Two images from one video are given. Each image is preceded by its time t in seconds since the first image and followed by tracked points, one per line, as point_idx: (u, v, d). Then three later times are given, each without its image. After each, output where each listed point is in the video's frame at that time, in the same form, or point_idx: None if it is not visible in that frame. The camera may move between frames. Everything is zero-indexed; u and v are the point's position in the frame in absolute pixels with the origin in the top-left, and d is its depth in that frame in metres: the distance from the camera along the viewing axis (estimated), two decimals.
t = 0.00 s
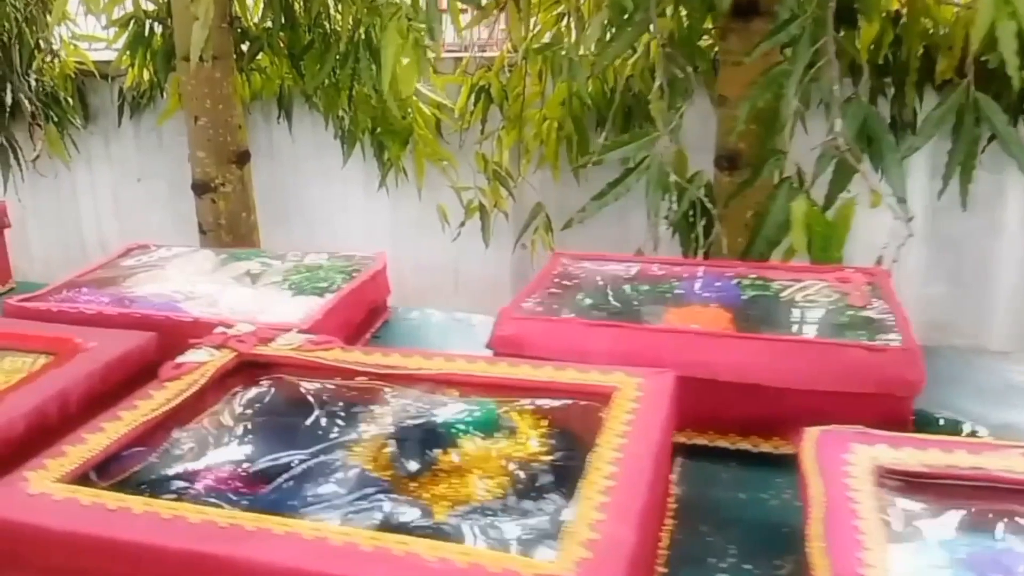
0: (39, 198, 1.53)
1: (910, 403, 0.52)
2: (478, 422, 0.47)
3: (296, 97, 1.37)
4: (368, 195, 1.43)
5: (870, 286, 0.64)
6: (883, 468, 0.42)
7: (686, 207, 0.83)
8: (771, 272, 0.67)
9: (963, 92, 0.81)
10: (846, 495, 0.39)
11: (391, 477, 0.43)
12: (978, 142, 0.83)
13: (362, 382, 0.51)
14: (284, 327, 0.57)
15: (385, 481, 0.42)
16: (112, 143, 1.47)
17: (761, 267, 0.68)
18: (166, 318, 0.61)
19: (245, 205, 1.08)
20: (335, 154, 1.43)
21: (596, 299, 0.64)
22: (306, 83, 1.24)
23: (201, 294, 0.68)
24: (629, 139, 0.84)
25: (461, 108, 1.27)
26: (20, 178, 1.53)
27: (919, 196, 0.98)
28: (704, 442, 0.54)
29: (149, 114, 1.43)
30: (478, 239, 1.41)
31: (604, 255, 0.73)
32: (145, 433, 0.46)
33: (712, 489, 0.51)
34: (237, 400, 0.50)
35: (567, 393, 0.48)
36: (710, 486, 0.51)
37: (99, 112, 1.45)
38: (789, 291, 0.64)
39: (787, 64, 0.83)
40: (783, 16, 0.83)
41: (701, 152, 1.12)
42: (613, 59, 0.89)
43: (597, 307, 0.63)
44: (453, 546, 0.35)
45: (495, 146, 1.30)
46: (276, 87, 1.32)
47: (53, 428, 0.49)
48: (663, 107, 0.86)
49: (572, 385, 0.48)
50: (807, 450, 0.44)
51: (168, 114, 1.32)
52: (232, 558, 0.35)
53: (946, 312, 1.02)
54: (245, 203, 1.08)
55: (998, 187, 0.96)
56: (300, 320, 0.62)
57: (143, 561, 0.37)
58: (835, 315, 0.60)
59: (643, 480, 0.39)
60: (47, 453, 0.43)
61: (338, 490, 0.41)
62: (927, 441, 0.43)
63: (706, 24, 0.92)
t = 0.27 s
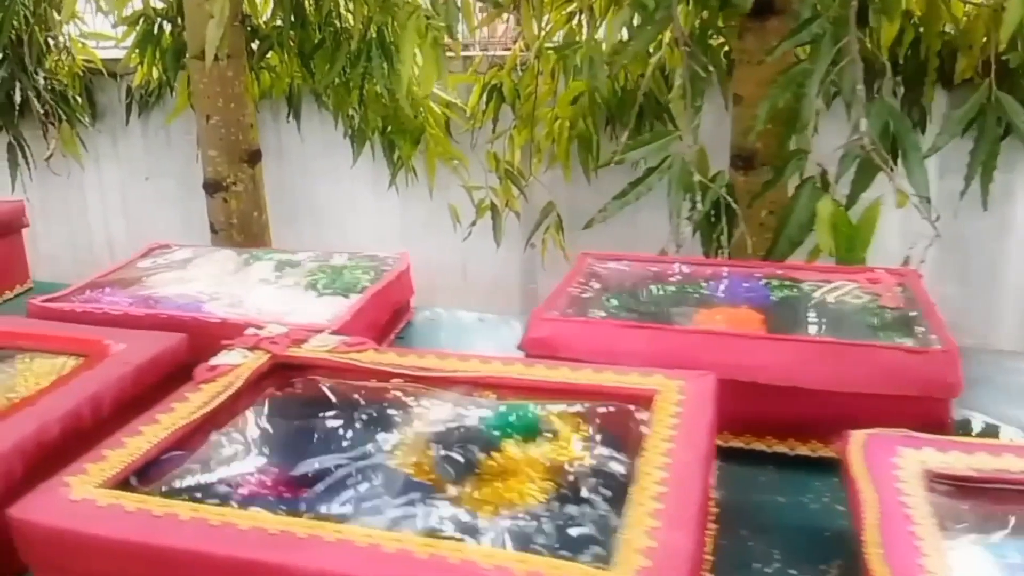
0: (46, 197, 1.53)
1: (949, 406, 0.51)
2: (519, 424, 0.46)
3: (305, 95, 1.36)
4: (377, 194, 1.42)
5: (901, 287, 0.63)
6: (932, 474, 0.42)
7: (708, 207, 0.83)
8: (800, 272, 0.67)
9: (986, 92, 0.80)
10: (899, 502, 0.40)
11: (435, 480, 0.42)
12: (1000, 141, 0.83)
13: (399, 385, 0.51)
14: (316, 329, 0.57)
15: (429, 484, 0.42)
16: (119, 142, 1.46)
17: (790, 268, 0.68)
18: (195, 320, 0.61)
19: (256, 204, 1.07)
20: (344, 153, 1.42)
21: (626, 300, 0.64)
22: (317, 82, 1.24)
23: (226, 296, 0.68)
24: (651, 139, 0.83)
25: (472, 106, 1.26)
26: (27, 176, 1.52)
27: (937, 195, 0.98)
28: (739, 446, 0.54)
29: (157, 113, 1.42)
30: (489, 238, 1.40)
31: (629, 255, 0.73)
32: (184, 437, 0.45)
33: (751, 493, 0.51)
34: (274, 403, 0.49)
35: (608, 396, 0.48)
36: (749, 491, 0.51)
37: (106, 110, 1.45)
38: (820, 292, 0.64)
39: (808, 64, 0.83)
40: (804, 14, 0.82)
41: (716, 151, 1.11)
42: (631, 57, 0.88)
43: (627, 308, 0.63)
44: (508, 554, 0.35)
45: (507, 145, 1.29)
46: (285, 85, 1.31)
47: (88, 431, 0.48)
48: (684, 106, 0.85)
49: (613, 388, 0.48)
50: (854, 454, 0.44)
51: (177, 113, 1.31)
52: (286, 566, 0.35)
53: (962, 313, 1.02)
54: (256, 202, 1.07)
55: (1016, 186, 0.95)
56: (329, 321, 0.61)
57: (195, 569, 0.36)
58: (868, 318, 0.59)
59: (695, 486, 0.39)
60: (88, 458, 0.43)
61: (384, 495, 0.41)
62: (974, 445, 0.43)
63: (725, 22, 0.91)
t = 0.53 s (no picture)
0: (50, 197, 1.51)
1: (975, 406, 0.51)
2: (548, 426, 0.46)
3: (311, 93, 1.36)
4: (384, 193, 1.42)
5: (924, 288, 0.63)
6: (968, 475, 0.42)
7: (724, 207, 0.82)
8: (821, 273, 0.67)
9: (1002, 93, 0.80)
10: (936, 504, 0.39)
11: (466, 482, 0.42)
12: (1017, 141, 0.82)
13: (426, 386, 0.50)
14: (340, 330, 0.57)
15: (462, 486, 0.42)
16: (124, 140, 1.44)
17: (811, 268, 0.68)
18: (216, 320, 0.60)
19: (264, 203, 1.06)
20: (352, 152, 1.41)
21: (648, 300, 0.64)
22: (324, 81, 1.23)
23: (245, 296, 0.68)
24: (668, 138, 0.81)
25: (481, 105, 1.25)
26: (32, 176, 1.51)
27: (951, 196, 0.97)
28: (766, 445, 0.54)
29: (162, 112, 1.41)
30: (498, 238, 1.37)
31: (648, 254, 0.73)
32: (213, 439, 0.45)
33: (779, 495, 0.51)
34: (301, 406, 0.49)
35: (637, 398, 0.47)
36: (777, 492, 0.51)
37: (111, 109, 1.43)
38: (843, 292, 0.63)
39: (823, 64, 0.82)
40: (819, 14, 0.81)
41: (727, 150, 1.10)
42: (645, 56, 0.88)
43: (649, 308, 0.62)
44: (549, 557, 0.35)
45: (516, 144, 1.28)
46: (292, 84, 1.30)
47: (114, 433, 0.48)
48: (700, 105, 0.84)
49: (642, 389, 0.48)
50: (888, 455, 0.44)
51: (183, 112, 1.30)
52: (325, 570, 0.35)
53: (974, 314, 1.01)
54: (264, 201, 1.06)
55: None
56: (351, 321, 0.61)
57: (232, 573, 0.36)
58: (892, 318, 0.59)
59: (733, 489, 0.38)
60: (118, 460, 0.42)
61: (417, 497, 0.41)
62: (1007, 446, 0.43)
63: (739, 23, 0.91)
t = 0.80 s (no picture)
0: (57, 195, 1.51)
1: (998, 409, 0.51)
2: (568, 428, 0.46)
3: (320, 92, 1.35)
4: (393, 192, 1.41)
5: (943, 288, 0.63)
6: (995, 478, 0.41)
7: (740, 206, 0.81)
8: (838, 273, 0.66)
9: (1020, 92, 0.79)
10: (964, 506, 0.39)
11: (486, 485, 0.42)
12: None
13: (443, 387, 0.50)
14: (355, 330, 0.56)
15: (482, 488, 0.41)
16: (132, 139, 1.44)
17: (828, 269, 0.67)
18: (230, 320, 0.60)
19: (273, 202, 1.06)
20: (361, 151, 1.41)
21: (665, 300, 0.63)
22: (333, 80, 1.23)
23: (258, 295, 0.67)
24: (683, 135, 0.80)
25: (489, 104, 1.25)
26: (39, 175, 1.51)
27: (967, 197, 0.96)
28: (786, 447, 0.53)
29: (170, 111, 1.41)
30: (509, 238, 1.37)
31: (663, 254, 0.72)
32: (229, 440, 0.44)
33: (800, 497, 0.50)
34: (317, 407, 0.49)
35: (658, 399, 0.47)
36: (798, 494, 0.50)
37: (119, 108, 1.43)
38: (861, 293, 0.63)
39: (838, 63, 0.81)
40: (834, 13, 0.81)
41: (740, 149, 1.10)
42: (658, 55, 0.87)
43: (666, 308, 0.62)
44: (574, 560, 0.34)
45: (526, 144, 1.28)
46: (300, 83, 1.30)
47: (127, 433, 0.48)
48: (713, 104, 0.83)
49: (663, 390, 0.47)
50: (912, 456, 0.43)
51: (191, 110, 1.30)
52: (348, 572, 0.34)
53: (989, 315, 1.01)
54: (273, 200, 1.05)
55: None
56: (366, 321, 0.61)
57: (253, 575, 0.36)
58: (912, 318, 0.59)
59: (759, 492, 0.38)
60: (135, 461, 0.42)
61: (437, 500, 0.40)
62: None
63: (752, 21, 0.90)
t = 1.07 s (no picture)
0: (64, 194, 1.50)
1: None
2: (612, 428, 0.46)
3: (329, 90, 1.34)
4: (403, 190, 1.41)
5: (974, 286, 0.63)
6: None
7: (763, 204, 0.80)
8: (868, 271, 0.66)
9: None
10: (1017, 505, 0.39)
11: (535, 485, 0.42)
12: None
13: (484, 387, 0.50)
14: (390, 330, 0.56)
15: (531, 489, 0.41)
16: (139, 137, 1.44)
17: (857, 267, 0.67)
18: (262, 320, 0.60)
19: (285, 201, 1.04)
20: (371, 149, 1.40)
21: (696, 299, 0.63)
22: (343, 78, 1.22)
23: (286, 295, 0.67)
24: (705, 134, 0.79)
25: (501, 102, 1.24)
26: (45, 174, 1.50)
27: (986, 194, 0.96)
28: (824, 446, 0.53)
29: (178, 109, 1.40)
30: (520, 235, 1.37)
31: (690, 253, 0.71)
32: (273, 442, 0.44)
33: (841, 495, 0.50)
34: (357, 408, 0.48)
35: (702, 398, 0.47)
36: (839, 492, 0.50)
37: (127, 106, 1.42)
38: (892, 291, 0.63)
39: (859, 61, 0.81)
40: (856, 10, 0.80)
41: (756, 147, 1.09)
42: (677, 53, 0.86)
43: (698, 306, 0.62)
44: (635, 561, 0.34)
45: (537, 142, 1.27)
46: (309, 81, 1.29)
47: (168, 434, 0.48)
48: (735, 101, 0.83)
49: (707, 390, 0.47)
50: (960, 455, 0.44)
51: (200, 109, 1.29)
52: (410, 575, 0.34)
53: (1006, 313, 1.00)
54: (285, 198, 1.04)
55: None
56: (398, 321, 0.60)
57: None
58: (945, 316, 0.59)
59: (814, 492, 0.38)
60: (182, 463, 0.42)
61: (488, 501, 0.40)
62: None
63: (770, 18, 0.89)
